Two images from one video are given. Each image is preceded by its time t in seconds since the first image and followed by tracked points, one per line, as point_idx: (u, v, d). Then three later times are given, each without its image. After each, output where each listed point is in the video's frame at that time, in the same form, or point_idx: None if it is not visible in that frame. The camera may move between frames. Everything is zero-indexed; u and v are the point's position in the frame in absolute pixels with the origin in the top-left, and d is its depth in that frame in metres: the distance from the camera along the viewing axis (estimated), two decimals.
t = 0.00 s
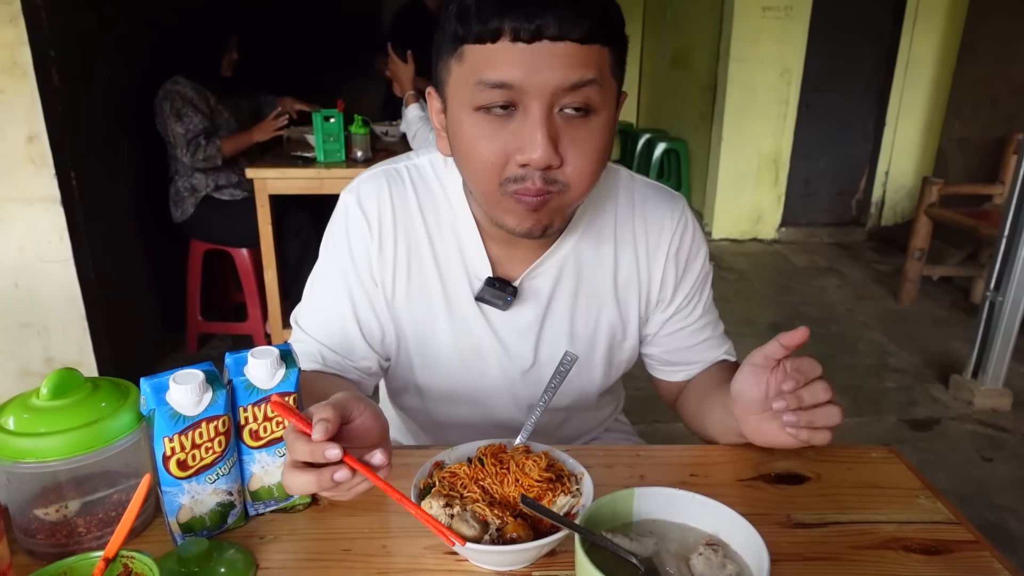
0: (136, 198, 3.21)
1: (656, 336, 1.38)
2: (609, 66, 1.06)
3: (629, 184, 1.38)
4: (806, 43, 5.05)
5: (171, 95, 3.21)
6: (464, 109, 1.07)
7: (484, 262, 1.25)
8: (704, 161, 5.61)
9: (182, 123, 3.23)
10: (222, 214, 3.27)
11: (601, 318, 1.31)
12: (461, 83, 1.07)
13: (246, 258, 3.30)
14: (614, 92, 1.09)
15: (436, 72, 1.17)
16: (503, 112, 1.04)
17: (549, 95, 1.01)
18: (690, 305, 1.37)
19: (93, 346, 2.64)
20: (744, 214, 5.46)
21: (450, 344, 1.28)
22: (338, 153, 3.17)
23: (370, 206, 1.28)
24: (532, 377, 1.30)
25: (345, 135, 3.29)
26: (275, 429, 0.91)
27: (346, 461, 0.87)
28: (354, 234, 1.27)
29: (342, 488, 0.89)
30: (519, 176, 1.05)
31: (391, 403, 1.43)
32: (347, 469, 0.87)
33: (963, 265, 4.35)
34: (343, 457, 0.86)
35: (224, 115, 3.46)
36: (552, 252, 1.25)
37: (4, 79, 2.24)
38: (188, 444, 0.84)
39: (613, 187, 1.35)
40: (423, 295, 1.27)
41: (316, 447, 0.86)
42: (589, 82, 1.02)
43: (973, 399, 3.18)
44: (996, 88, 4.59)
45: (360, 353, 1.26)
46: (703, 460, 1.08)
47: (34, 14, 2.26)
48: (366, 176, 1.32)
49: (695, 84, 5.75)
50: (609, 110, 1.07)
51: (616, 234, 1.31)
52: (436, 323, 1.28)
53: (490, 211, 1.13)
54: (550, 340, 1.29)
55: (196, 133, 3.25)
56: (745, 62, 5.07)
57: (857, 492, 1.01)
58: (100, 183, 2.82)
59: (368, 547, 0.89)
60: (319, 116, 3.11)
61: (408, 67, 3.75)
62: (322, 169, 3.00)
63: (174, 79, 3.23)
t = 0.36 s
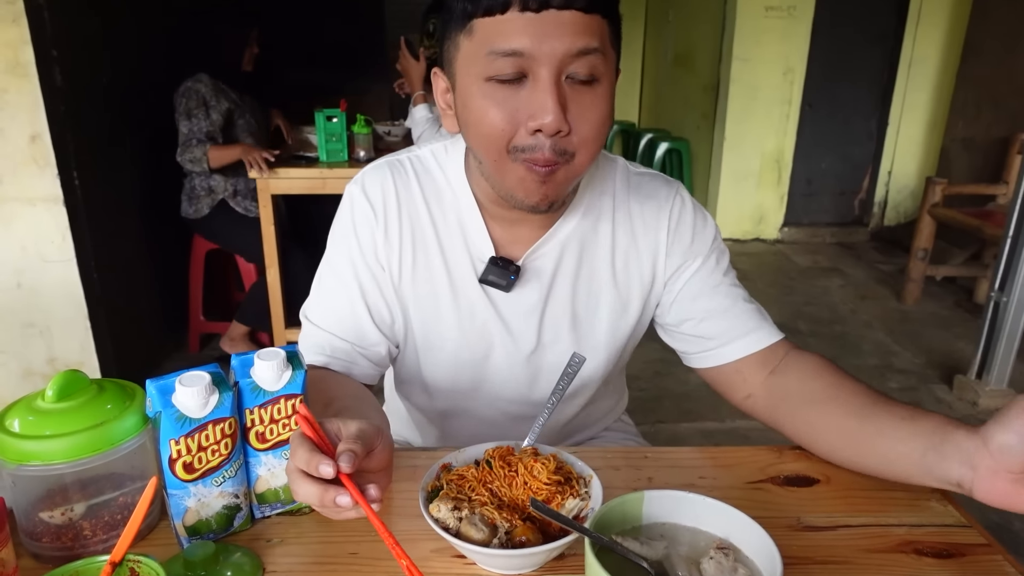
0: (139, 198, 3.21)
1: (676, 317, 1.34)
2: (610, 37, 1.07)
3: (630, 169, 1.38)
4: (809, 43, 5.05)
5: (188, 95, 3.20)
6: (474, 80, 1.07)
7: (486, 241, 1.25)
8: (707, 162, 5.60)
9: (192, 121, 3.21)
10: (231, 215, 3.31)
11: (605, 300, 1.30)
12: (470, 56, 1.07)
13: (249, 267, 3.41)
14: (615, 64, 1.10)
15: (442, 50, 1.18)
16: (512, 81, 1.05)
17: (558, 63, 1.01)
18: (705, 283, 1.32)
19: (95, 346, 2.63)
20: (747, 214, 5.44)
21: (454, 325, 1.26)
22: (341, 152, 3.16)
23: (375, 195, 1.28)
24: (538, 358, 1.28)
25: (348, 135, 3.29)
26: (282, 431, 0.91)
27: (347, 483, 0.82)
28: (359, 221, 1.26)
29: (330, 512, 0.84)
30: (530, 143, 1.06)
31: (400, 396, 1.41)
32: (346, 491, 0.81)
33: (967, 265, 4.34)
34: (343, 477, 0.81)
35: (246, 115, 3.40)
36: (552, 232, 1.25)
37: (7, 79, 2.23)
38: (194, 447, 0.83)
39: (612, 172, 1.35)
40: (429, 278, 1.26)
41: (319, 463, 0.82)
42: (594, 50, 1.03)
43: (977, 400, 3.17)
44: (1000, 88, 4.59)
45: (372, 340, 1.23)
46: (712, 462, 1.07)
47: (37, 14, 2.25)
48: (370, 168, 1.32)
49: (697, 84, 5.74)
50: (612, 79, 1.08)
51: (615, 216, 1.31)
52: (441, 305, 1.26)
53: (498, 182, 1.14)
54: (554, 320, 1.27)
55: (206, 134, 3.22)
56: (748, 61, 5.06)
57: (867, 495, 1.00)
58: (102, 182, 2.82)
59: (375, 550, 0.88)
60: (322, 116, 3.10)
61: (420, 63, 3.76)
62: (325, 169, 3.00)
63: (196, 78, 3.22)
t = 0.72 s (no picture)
0: (140, 199, 3.20)
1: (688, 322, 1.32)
2: (635, 42, 1.06)
3: (646, 172, 1.37)
4: (811, 43, 5.03)
5: (194, 56, 3.14)
6: (497, 82, 1.06)
7: (500, 243, 1.24)
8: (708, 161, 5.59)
9: (195, 84, 3.15)
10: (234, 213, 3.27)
11: (617, 302, 1.29)
12: (494, 58, 1.06)
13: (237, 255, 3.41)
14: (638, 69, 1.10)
15: (463, 49, 1.17)
16: (537, 84, 1.04)
17: (582, 67, 1.00)
18: (719, 289, 1.30)
19: (96, 347, 2.63)
20: (749, 214, 5.43)
21: (465, 328, 1.25)
22: (343, 153, 3.16)
23: (386, 194, 1.27)
24: (548, 361, 1.27)
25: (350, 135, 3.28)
26: (286, 435, 0.90)
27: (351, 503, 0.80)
28: (370, 221, 1.25)
29: (326, 527, 0.82)
30: (554, 148, 1.05)
31: (406, 397, 1.39)
32: (349, 511, 0.79)
33: (969, 264, 4.33)
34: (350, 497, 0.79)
35: (254, 81, 3.32)
36: (566, 234, 1.24)
37: (9, 80, 2.23)
38: (197, 452, 0.82)
39: (628, 175, 1.34)
40: (440, 280, 1.25)
41: (329, 477, 0.80)
42: (619, 55, 1.02)
43: (980, 400, 3.16)
44: (1003, 87, 4.58)
45: (380, 341, 1.22)
46: (719, 466, 1.06)
47: (38, 14, 2.24)
48: (382, 167, 1.31)
49: (698, 84, 5.72)
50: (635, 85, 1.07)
51: (630, 218, 1.30)
52: (453, 308, 1.25)
53: (519, 186, 1.12)
54: (565, 323, 1.27)
55: (205, 98, 3.17)
56: (750, 61, 5.05)
57: (876, 499, 0.99)
58: (103, 183, 2.81)
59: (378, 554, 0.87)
60: (324, 116, 3.09)
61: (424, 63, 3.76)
62: (327, 169, 2.99)
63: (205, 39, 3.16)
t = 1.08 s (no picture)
0: (139, 197, 3.20)
1: (681, 319, 1.32)
2: (627, 35, 1.06)
3: (639, 168, 1.36)
4: (811, 41, 5.02)
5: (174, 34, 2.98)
6: (489, 79, 1.06)
7: (493, 237, 1.24)
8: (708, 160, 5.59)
9: (170, 58, 2.97)
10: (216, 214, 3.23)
11: (608, 297, 1.29)
12: (486, 55, 1.06)
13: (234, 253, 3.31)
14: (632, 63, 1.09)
15: (455, 45, 1.16)
16: (529, 80, 1.04)
17: (574, 63, 1.00)
18: (712, 285, 1.30)
19: (96, 345, 2.63)
20: (749, 213, 5.42)
21: (456, 324, 1.25)
22: (341, 151, 3.16)
23: (379, 188, 1.27)
24: (540, 356, 1.27)
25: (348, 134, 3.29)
26: (276, 427, 0.90)
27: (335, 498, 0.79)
28: (362, 214, 1.25)
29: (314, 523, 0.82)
30: (546, 144, 1.05)
31: (400, 391, 1.39)
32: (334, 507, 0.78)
33: (970, 263, 4.31)
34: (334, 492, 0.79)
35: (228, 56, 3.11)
36: (559, 229, 1.24)
37: (7, 78, 2.23)
38: (185, 443, 0.82)
39: (621, 170, 1.34)
40: (432, 275, 1.25)
41: (314, 474, 0.80)
42: (611, 49, 1.02)
43: (980, 399, 3.15)
44: (1004, 85, 4.56)
45: (372, 335, 1.22)
46: (711, 459, 1.05)
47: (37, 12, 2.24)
48: (374, 161, 1.31)
49: (699, 82, 5.72)
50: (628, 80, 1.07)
51: (622, 213, 1.30)
52: (445, 303, 1.25)
53: (512, 182, 1.13)
54: (556, 318, 1.27)
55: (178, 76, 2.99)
56: (750, 59, 5.05)
57: (867, 493, 0.99)
58: (102, 181, 2.81)
59: (367, 546, 0.87)
60: (322, 114, 3.09)
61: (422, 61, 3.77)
62: (325, 167, 2.99)
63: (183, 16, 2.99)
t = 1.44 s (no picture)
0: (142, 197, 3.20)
1: (687, 319, 1.31)
2: (631, 33, 1.05)
3: (645, 166, 1.36)
4: (815, 40, 5.01)
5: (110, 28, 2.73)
6: (493, 78, 1.06)
7: (498, 236, 1.23)
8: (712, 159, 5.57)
9: (110, 54, 2.71)
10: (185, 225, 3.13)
11: (613, 296, 1.29)
12: (489, 54, 1.06)
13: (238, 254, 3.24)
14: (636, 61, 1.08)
15: (458, 43, 1.16)
16: (532, 79, 1.03)
17: (578, 61, 1.00)
18: (718, 284, 1.29)
19: (99, 343, 2.63)
20: (753, 212, 5.41)
21: (461, 322, 1.25)
22: (345, 150, 3.15)
23: (383, 186, 1.26)
24: (545, 356, 1.27)
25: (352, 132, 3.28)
26: (280, 427, 0.89)
27: (342, 501, 0.78)
28: (367, 213, 1.25)
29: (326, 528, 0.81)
30: (549, 143, 1.04)
31: (403, 390, 1.39)
32: (341, 510, 0.78)
33: (975, 263, 4.30)
34: (340, 495, 0.78)
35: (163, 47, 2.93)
36: (564, 227, 1.24)
37: (11, 76, 2.24)
38: (189, 442, 0.82)
39: (627, 169, 1.33)
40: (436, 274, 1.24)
41: (318, 478, 0.79)
42: (614, 47, 1.01)
43: (985, 399, 3.14)
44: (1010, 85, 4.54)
45: (376, 334, 1.22)
46: (717, 459, 1.05)
47: (42, 10, 2.24)
48: (378, 159, 1.30)
49: (703, 82, 5.70)
50: (632, 77, 1.06)
51: (628, 211, 1.29)
52: (449, 302, 1.25)
53: (516, 181, 1.12)
54: (561, 316, 1.26)
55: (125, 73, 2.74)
56: (754, 58, 5.03)
57: (874, 494, 0.98)
58: (105, 179, 2.80)
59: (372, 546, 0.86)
60: (326, 113, 3.09)
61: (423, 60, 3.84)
62: (329, 166, 2.99)
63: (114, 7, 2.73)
